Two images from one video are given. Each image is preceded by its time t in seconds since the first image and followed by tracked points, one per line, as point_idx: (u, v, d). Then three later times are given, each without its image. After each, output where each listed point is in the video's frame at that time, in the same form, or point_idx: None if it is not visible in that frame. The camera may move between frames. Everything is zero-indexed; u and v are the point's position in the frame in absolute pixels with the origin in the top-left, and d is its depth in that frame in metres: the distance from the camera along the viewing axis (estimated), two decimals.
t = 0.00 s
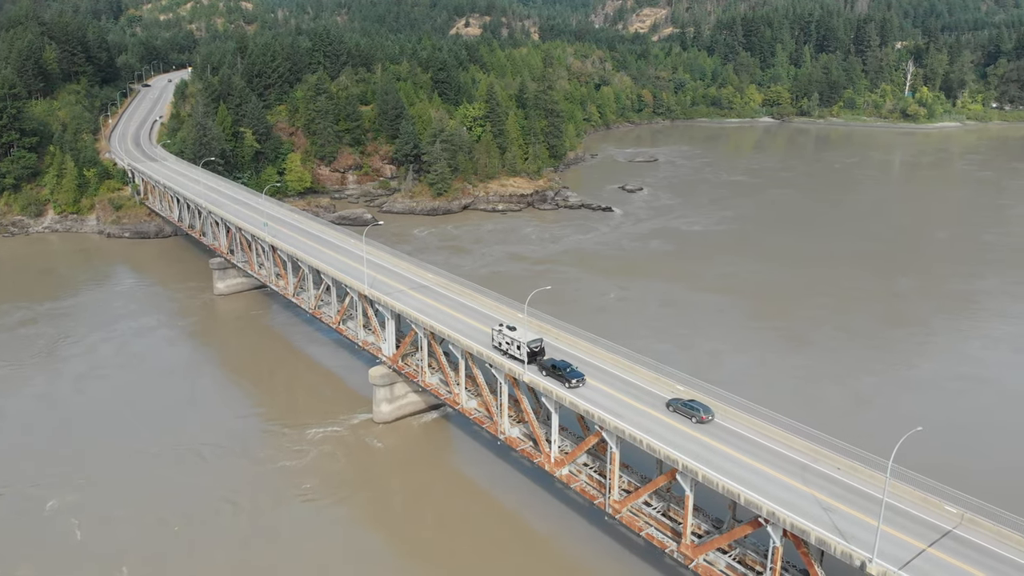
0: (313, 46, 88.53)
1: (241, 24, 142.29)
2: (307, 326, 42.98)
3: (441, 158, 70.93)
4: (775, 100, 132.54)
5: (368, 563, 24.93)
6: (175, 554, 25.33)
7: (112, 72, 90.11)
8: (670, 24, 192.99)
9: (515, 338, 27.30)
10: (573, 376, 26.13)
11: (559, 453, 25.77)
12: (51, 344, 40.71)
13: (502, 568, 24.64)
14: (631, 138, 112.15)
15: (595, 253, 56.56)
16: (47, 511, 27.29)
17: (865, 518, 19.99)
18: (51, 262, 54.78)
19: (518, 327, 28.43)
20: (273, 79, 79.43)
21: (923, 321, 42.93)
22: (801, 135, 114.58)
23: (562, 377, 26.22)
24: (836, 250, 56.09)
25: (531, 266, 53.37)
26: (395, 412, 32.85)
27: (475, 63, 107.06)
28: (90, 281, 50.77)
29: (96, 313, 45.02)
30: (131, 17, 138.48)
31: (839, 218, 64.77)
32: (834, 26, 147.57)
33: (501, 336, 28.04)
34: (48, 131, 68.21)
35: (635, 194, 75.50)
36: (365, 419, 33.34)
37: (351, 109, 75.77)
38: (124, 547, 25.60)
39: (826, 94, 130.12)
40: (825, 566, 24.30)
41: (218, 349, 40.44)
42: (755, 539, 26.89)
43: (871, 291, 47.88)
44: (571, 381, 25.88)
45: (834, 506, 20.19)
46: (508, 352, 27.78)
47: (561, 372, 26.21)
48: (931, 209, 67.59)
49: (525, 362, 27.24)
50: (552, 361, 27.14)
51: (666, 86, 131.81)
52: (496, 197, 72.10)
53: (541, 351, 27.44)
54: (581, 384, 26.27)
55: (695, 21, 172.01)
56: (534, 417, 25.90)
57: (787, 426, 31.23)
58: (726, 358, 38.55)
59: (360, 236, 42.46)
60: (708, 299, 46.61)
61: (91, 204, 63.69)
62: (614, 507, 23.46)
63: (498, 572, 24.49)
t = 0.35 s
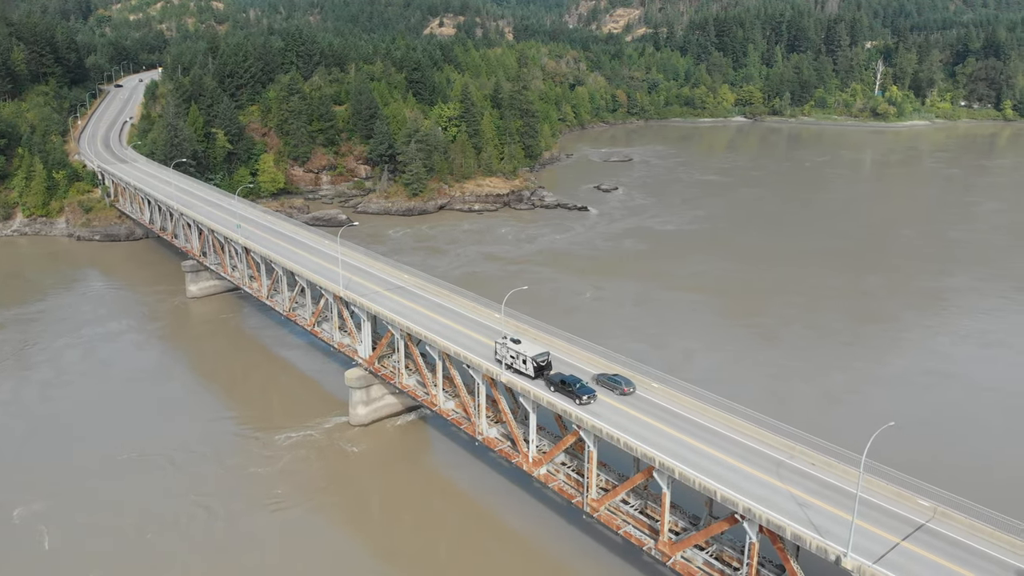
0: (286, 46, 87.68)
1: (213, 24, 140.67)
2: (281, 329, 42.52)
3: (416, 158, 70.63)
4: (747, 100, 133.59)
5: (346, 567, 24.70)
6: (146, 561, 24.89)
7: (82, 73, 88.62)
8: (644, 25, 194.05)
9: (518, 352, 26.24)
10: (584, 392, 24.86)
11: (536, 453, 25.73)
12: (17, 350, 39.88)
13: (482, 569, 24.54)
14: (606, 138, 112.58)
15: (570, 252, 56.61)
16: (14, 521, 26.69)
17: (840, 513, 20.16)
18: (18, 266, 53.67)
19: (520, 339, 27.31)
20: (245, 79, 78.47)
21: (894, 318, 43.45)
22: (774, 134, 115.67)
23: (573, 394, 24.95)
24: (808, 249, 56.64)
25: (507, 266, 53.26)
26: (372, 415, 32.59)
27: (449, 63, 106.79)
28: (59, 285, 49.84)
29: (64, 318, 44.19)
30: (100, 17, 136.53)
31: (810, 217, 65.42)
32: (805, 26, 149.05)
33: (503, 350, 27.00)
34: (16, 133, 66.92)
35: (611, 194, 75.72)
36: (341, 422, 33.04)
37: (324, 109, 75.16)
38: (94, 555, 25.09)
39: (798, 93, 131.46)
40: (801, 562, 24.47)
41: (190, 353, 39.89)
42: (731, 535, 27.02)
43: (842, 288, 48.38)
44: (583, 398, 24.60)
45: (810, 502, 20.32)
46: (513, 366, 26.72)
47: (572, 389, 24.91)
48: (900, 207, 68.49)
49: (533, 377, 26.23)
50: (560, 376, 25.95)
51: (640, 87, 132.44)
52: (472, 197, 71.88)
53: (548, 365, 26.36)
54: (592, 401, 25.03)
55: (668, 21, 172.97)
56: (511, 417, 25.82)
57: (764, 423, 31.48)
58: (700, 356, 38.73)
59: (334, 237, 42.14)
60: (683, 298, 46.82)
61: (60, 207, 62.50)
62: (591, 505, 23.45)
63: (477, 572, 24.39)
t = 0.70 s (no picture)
0: (251, 46, 86.53)
1: (176, 24, 138.51)
2: (249, 332, 41.97)
3: (384, 158, 70.25)
4: (713, 100, 134.72)
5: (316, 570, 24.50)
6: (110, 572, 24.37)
7: (42, 75, 86.69)
8: (611, 25, 195.01)
9: (519, 367, 25.28)
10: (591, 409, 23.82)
11: (509, 453, 25.69)
12: None
13: (454, 569, 24.47)
14: (574, 138, 112.97)
15: (539, 252, 56.67)
16: None
17: (807, 506, 20.39)
18: None
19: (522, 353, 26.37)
20: (209, 80, 77.47)
21: (857, 314, 44.12)
22: (740, 134, 116.92)
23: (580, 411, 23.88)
24: (774, 247, 57.29)
25: (476, 267, 53.11)
26: (342, 418, 32.28)
27: (417, 63, 106.33)
28: (19, 290, 48.67)
29: (24, 324, 43.17)
30: (60, 17, 133.72)
31: (776, 215, 66.21)
32: (769, 26, 150.82)
33: (502, 364, 26.06)
34: None
35: (580, 194, 75.94)
36: (311, 426, 32.70)
37: (290, 109, 74.33)
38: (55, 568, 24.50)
39: (762, 93, 132.98)
40: (770, 555, 24.75)
41: (155, 358, 39.24)
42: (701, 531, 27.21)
43: (807, 285, 49.03)
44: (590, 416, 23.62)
45: (778, 496, 20.52)
46: (514, 381, 25.70)
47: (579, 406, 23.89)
48: (863, 204, 69.59)
49: (536, 394, 25.22)
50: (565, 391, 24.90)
51: (608, 87, 133.07)
52: (442, 197, 71.54)
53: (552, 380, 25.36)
54: (600, 417, 24.01)
55: (635, 21, 173.94)
56: (483, 418, 25.74)
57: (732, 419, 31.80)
58: (667, 354, 38.99)
59: (302, 239, 41.71)
60: (651, 297, 47.07)
61: (20, 210, 61.08)
62: (564, 504, 23.50)
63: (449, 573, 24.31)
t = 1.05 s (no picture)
0: (209, 46, 85.11)
1: (132, 25, 135.96)
2: (211, 337, 41.29)
3: (347, 159, 69.71)
4: (674, 100, 136.02)
5: None
6: None
7: None
8: (573, 25, 196.00)
9: (521, 382, 24.33)
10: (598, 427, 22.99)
11: (476, 453, 25.70)
12: None
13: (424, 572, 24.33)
14: (538, 138, 113.35)
15: (503, 253, 56.69)
16: None
17: (771, 500, 20.65)
18: None
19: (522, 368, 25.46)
20: (167, 81, 75.79)
21: (816, 310, 44.91)
22: (700, 133, 118.29)
23: (586, 429, 23.05)
24: (735, 244, 58.09)
25: (440, 268, 52.94)
26: (306, 422, 31.90)
27: (378, 63, 105.66)
28: None
29: None
30: (10, 18, 130.41)
31: (737, 213, 67.07)
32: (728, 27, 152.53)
33: (501, 379, 25.08)
34: None
35: (544, 194, 76.18)
36: (276, 431, 32.28)
37: (250, 110, 73.31)
38: None
39: (722, 93, 134.49)
40: (736, 548, 25.05)
41: (114, 365, 38.44)
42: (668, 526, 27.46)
43: (767, 282, 49.79)
44: (597, 434, 22.78)
45: (743, 490, 20.76)
46: (515, 398, 24.69)
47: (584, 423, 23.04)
48: (821, 201, 70.89)
49: (538, 410, 24.22)
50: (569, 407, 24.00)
51: (570, 87, 133.68)
52: (405, 198, 71.08)
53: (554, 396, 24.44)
54: (607, 435, 23.20)
55: (596, 22, 175.01)
56: (450, 419, 25.68)
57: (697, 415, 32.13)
58: (630, 353, 39.29)
59: (263, 242, 41.16)
60: (615, 296, 47.39)
61: None
62: (532, 503, 23.57)
63: None
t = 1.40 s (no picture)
0: (158, 46, 83.34)
1: (78, 25, 132.56)
2: (164, 344, 40.43)
3: (301, 160, 68.85)
4: (629, 99, 137.18)
5: None
6: None
7: None
8: (528, 25, 196.56)
9: (520, 399, 23.41)
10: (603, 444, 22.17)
11: (438, 456, 25.67)
12: None
13: None
14: (495, 138, 113.45)
15: (461, 253, 56.60)
16: None
17: (729, 493, 20.97)
18: None
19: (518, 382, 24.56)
20: (115, 83, 74.06)
21: (769, 306, 45.69)
22: (656, 132, 119.64)
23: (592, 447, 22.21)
24: (691, 242, 58.86)
25: (398, 270, 52.63)
26: (264, 429, 31.40)
27: (333, 64, 104.62)
28: None
29: None
30: None
31: (692, 212, 67.93)
32: (682, 29, 153.02)
33: (498, 396, 24.18)
34: None
35: (502, 194, 76.26)
36: (233, 438, 31.74)
37: (201, 112, 71.99)
38: None
39: (676, 92, 135.89)
40: (696, 542, 25.35)
41: (63, 375, 37.38)
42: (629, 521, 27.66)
43: (722, 279, 50.53)
44: (603, 451, 21.96)
45: (702, 485, 21.03)
46: (512, 414, 23.83)
47: (589, 440, 22.24)
48: (773, 199, 72.17)
49: (538, 427, 23.44)
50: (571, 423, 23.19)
51: (527, 87, 134.04)
52: (362, 200, 70.38)
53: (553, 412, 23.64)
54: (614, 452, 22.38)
55: (551, 23, 175.82)
56: (411, 422, 25.60)
57: (657, 412, 32.44)
58: (588, 351, 39.51)
59: (217, 247, 40.44)
60: (572, 295, 47.66)
61: None
62: (495, 503, 23.60)
63: None
